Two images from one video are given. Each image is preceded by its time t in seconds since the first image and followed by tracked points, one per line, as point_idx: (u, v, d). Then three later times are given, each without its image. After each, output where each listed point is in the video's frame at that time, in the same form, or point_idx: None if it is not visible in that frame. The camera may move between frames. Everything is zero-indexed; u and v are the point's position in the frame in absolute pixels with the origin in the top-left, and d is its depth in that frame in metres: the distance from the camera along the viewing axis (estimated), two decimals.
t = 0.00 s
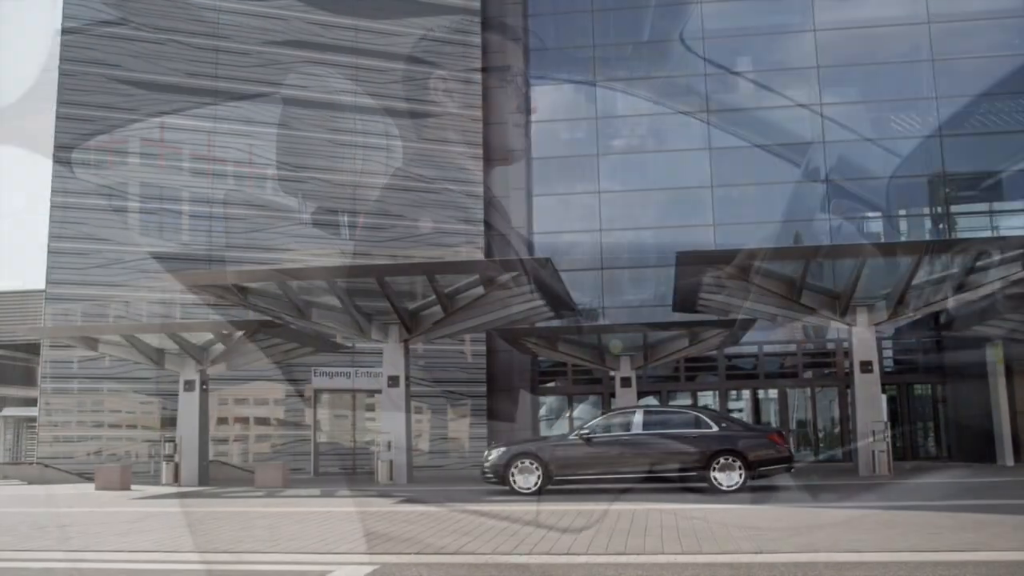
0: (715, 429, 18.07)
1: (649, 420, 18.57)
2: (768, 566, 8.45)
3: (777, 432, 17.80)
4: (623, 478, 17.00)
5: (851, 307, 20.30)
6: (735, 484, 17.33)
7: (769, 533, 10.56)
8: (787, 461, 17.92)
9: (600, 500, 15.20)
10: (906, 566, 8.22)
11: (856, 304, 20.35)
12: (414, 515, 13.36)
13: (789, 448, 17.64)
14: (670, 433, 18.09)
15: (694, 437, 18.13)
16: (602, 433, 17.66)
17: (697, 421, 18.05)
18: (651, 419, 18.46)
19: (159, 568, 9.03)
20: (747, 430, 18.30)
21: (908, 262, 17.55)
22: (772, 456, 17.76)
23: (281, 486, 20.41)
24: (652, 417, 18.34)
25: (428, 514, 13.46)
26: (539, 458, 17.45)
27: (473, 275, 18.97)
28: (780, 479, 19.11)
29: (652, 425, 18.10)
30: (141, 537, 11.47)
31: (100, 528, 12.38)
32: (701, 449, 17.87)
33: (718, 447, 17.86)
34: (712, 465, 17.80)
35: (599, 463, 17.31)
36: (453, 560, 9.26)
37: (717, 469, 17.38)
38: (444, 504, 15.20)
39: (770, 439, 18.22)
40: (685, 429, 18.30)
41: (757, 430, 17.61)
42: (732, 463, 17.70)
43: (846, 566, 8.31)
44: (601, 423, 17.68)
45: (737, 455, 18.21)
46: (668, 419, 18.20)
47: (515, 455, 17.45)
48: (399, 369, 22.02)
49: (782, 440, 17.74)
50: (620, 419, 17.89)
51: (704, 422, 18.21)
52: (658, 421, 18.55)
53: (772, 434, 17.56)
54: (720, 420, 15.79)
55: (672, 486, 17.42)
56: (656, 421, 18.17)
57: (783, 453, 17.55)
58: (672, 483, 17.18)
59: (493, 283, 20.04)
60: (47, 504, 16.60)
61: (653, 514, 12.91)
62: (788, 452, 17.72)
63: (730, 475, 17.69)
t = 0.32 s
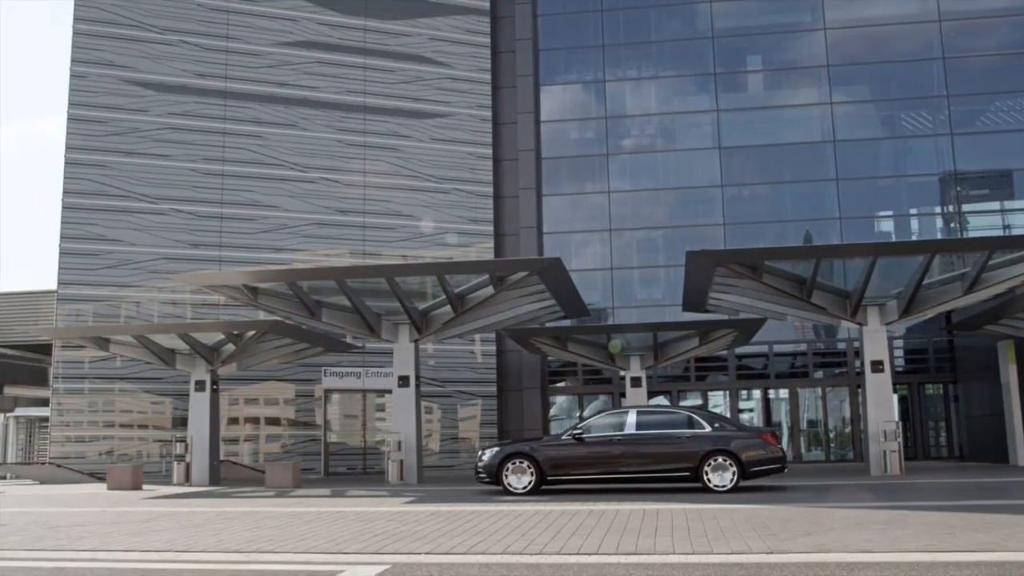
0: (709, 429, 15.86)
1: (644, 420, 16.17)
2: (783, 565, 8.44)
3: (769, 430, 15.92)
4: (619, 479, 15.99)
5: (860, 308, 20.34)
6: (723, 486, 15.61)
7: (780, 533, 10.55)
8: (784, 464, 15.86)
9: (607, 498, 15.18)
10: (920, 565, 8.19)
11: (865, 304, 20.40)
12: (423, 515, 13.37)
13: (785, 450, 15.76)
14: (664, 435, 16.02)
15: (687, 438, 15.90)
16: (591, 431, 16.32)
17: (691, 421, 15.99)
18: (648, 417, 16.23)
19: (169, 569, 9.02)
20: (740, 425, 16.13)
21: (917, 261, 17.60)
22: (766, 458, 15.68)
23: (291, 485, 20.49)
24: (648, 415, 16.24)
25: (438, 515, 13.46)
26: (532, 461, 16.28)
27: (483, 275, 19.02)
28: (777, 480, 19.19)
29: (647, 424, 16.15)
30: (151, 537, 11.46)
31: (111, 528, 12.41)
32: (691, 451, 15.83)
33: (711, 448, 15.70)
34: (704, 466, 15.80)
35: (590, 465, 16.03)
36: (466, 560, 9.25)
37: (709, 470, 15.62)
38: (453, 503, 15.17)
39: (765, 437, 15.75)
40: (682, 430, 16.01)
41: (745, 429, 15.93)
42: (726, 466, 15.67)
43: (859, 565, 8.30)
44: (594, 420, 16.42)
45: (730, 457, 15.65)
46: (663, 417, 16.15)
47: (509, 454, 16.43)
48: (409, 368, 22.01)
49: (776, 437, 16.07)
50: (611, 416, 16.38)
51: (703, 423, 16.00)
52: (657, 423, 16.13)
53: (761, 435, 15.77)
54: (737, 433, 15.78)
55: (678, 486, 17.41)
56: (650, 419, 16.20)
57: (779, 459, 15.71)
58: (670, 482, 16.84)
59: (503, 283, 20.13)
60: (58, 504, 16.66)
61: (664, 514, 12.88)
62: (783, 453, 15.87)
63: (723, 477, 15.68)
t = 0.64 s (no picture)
0: (699, 429, 15.83)
1: (636, 421, 16.17)
2: (799, 565, 8.42)
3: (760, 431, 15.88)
4: (610, 479, 16.00)
5: (875, 308, 20.26)
6: (713, 487, 15.58)
7: (794, 533, 10.53)
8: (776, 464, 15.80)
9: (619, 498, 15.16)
10: (935, 565, 8.17)
11: (880, 304, 20.31)
12: (437, 516, 13.38)
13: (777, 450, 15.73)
14: (656, 436, 16.01)
15: (677, 439, 15.89)
16: (583, 432, 16.32)
17: (682, 422, 15.97)
18: (640, 418, 16.23)
19: (185, 568, 9.04)
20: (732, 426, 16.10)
21: (931, 261, 17.54)
22: (756, 459, 15.63)
23: (306, 486, 20.52)
24: (639, 415, 16.25)
25: (453, 514, 13.48)
26: (524, 460, 16.38)
27: (496, 274, 19.03)
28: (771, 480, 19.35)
29: (640, 424, 16.13)
30: (166, 537, 11.48)
31: (127, 528, 12.45)
32: (683, 451, 15.83)
33: (701, 448, 15.67)
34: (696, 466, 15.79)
35: (588, 465, 16.08)
36: (480, 559, 9.24)
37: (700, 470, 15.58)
38: (466, 503, 15.19)
39: (756, 438, 15.72)
40: (672, 430, 16.01)
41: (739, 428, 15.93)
42: (717, 466, 15.64)
43: (875, 565, 8.27)
44: (585, 421, 16.43)
45: (721, 457, 15.62)
46: (654, 417, 16.15)
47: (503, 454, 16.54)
48: (423, 369, 22.02)
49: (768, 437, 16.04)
50: (602, 416, 16.39)
51: (695, 423, 15.98)
52: (648, 423, 16.13)
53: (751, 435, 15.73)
54: (744, 433, 15.80)
55: (688, 487, 17.41)
56: (642, 420, 16.20)
57: (770, 459, 15.66)
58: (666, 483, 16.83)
59: (517, 282, 20.11)
60: (74, 504, 16.73)
61: (678, 514, 12.86)
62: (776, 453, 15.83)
63: (713, 477, 15.66)
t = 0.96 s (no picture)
0: (686, 429, 15.86)
1: (623, 422, 16.19)
2: (818, 565, 8.40)
3: (747, 432, 15.88)
4: (594, 480, 15.96)
5: (891, 307, 20.15)
6: (700, 487, 15.52)
7: (810, 533, 10.51)
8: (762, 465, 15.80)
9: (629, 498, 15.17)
10: (952, 565, 8.15)
11: (896, 303, 20.21)
12: (452, 516, 13.41)
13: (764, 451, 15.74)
14: (643, 436, 16.07)
15: (665, 439, 15.93)
16: (572, 432, 16.34)
17: (669, 422, 16.03)
18: (628, 419, 16.26)
19: (201, 569, 9.06)
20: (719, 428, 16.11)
21: (949, 259, 17.44)
22: (743, 459, 15.62)
23: (321, 486, 20.58)
24: (627, 416, 16.28)
25: (468, 514, 13.49)
26: (511, 460, 16.37)
27: (511, 275, 19.02)
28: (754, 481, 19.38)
29: (627, 424, 16.16)
30: (182, 537, 11.53)
31: (143, 528, 12.50)
32: (668, 452, 15.81)
33: (687, 448, 15.64)
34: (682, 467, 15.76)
35: (576, 465, 16.06)
36: (496, 560, 9.23)
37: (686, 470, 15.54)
38: (480, 503, 15.20)
39: (742, 438, 15.75)
40: (660, 430, 16.04)
41: (726, 429, 15.96)
42: (703, 467, 15.60)
43: (891, 566, 8.26)
44: (573, 422, 16.45)
45: (708, 457, 15.60)
46: (642, 418, 16.17)
47: (490, 453, 16.53)
48: (438, 369, 22.05)
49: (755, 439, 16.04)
50: (591, 417, 16.41)
51: (682, 423, 16.05)
52: (635, 424, 16.16)
53: (738, 435, 15.74)
54: (729, 434, 15.79)
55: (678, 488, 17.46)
56: (629, 420, 16.23)
57: (757, 460, 15.66)
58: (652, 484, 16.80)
59: (531, 283, 20.10)
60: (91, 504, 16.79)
61: (693, 514, 12.85)
62: (762, 454, 15.83)
63: (700, 478, 15.61)
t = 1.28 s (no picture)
0: (671, 429, 15.91)
1: (609, 422, 16.29)
2: (840, 565, 8.36)
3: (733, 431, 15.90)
4: (581, 480, 16.10)
5: (912, 305, 20.01)
6: (684, 487, 15.59)
7: (833, 534, 10.42)
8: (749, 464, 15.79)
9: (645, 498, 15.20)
10: (975, 566, 8.11)
11: (917, 301, 20.06)
12: (471, 516, 13.40)
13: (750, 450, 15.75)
14: (628, 437, 16.14)
15: (650, 440, 15.98)
16: (558, 432, 16.45)
17: (655, 423, 16.08)
18: (614, 419, 16.34)
19: (221, 568, 9.06)
20: (706, 428, 16.16)
21: (971, 256, 17.31)
22: (728, 459, 15.64)
23: (341, 486, 20.59)
24: (612, 416, 16.35)
25: (487, 514, 13.49)
26: (497, 460, 16.52)
27: (529, 274, 19.01)
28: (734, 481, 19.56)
29: (613, 424, 16.23)
30: (203, 537, 11.56)
31: (165, 528, 12.54)
32: (653, 452, 15.90)
33: (672, 449, 15.72)
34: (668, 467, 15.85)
35: (561, 465, 16.20)
36: (517, 560, 9.21)
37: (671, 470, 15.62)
38: (500, 504, 15.19)
39: (728, 439, 15.74)
40: (645, 431, 16.10)
41: (712, 429, 15.96)
42: (688, 467, 15.66)
43: (914, 566, 8.21)
44: (560, 422, 16.55)
45: (693, 458, 15.65)
46: (628, 418, 16.24)
47: (477, 454, 16.68)
48: (457, 369, 22.04)
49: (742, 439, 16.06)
50: (577, 418, 16.50)
51: (667, 424, 16.08)
52: (621, 424, 16.24)
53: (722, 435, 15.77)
54: (714, 434, 15.82)
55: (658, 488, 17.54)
56: (615, 421, 16.32)
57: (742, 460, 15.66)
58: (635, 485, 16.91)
59: (550, 282, 20.08)
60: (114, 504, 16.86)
61: (713, 514, 12.82)
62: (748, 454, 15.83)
63: (685, 478, 15.68)
